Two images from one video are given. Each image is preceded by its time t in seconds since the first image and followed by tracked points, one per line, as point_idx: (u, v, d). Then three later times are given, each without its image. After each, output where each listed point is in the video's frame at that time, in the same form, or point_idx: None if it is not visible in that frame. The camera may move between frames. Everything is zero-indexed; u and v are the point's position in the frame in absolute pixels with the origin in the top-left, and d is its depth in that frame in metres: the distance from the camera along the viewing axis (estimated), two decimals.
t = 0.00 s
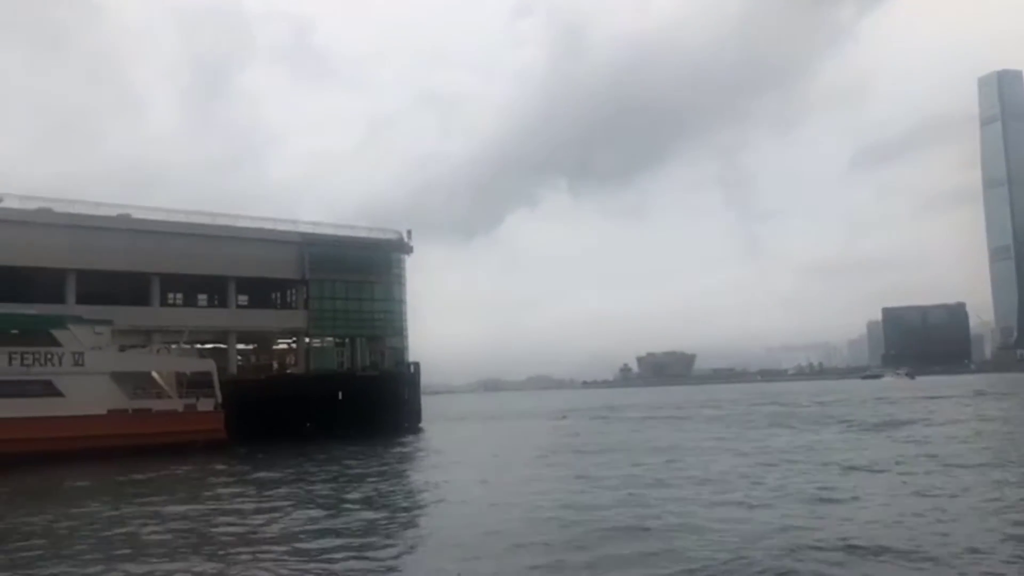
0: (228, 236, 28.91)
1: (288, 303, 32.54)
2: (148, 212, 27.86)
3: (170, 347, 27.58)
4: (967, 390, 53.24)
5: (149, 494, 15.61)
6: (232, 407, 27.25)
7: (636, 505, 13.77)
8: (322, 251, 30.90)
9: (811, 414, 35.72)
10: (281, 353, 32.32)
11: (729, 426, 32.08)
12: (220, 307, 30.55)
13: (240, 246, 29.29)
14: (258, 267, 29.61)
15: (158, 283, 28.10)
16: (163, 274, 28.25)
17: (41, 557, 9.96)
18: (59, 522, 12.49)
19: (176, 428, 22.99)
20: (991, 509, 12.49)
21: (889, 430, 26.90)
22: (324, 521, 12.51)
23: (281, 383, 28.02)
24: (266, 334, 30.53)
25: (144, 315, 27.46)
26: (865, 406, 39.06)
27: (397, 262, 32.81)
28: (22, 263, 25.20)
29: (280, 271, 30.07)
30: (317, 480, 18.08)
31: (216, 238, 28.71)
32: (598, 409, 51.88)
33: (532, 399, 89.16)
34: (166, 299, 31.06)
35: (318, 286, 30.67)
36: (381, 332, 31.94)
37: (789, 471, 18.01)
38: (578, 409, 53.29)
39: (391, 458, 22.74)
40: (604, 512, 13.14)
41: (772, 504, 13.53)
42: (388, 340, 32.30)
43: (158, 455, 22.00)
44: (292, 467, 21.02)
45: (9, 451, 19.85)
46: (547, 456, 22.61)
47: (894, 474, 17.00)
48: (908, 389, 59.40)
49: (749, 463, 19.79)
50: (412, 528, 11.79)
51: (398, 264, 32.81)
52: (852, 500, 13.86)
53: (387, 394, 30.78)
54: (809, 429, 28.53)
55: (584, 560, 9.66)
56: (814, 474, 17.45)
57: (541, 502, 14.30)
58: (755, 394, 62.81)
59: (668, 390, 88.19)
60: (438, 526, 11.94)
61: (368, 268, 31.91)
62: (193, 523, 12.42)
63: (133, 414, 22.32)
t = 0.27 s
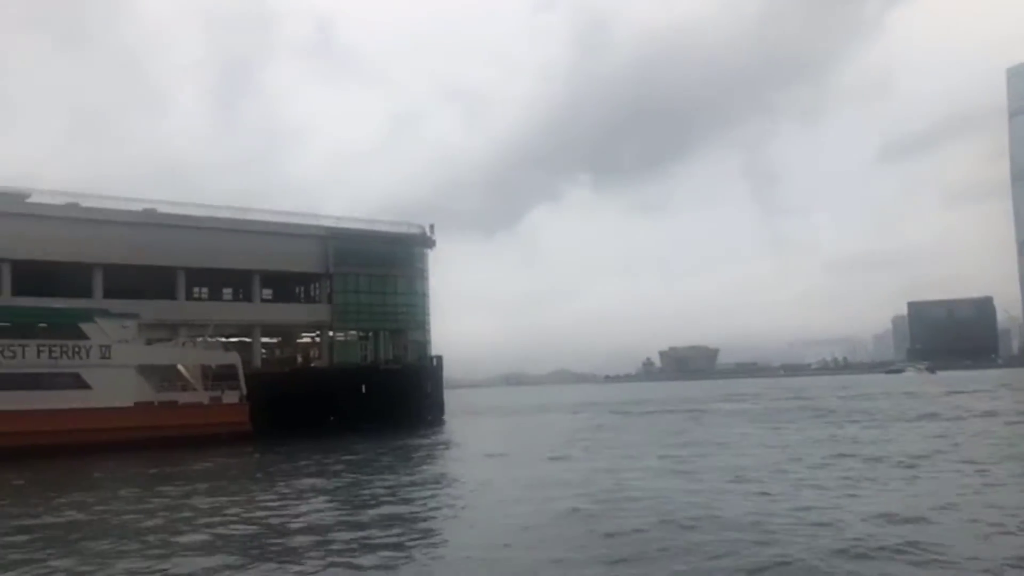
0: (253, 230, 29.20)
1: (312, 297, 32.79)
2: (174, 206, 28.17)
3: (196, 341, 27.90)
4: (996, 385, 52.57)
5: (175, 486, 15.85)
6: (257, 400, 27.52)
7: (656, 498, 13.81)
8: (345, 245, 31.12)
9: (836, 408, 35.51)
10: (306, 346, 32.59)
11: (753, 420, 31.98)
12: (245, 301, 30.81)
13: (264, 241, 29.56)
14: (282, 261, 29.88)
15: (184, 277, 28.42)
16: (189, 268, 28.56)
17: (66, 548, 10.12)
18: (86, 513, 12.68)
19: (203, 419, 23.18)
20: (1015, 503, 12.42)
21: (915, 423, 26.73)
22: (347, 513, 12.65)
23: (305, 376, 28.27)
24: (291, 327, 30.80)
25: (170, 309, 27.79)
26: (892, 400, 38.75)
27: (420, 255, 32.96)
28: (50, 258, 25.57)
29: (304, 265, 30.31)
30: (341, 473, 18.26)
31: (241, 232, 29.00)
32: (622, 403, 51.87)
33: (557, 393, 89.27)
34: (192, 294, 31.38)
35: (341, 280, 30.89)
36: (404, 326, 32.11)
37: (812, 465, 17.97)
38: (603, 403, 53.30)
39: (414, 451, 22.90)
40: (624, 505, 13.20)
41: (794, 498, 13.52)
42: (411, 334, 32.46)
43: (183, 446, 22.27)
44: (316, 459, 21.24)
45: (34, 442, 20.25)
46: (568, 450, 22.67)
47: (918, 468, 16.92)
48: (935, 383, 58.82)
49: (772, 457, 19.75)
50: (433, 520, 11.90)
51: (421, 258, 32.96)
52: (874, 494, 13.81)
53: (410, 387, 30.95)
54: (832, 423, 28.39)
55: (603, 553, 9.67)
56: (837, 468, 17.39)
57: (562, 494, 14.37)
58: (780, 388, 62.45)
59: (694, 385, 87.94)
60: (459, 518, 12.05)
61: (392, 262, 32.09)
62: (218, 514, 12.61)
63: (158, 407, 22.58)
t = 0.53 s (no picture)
0: (278, 227, 29.47)
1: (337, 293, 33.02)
2: (200, 204, 28.48)
3: (222, 337, 28.20)
4: None
5: (201, 480, 16.08)
6: (283, 395, 27.77)
7: (677, 494, 13.83)
8: (370, 241, 31.30)
9: (863, 404, 35.21)
10: (331, 342, 32.82)
11: (779, 416, 31.81)
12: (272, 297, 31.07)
13: (290, 237, 29.83)
14: (307, 257, 30.11)
15: (210, 274, 28.73)
16: (216, 265, 28.88)
17: (95, 542, 10.28)
18: (114, 507, 12.86)
19: (231, 415, 23.52)
20: None
21: (943, 419, 26.46)
22: (371, 508, 12.78)
23: (330, 372, 28.48)
24: (316, 323, 31.06)
25: (197, 305, 28.11)
26: (920, 396, 38.35)
27: (444, 251, 33.08)
28: (79, 255, 25.96)
29: (329, 261, 30.53)
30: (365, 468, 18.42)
31: (266, 229, 29.27)
32: (648, 399, 51.74)
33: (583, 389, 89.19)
34: (218, 290, 31.67)
35: (366, 276, 31.09)
36: (428, 322, 32.25)
37: (836, 461, 17.88)
38: (629, 399, 53.17)
39: (438, 446, 23.03)
40: (645, 500, 13.23)
41: (815, 494, 13.48)
42: (435, 329, 32.58)
43: (211, 441, 22.55)
44: (340, 454, 21.42)
45: (66, 436, 20.62)
46: (592, 445, 22.70)
47: (943, 464, 16.78)
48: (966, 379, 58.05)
49: (796, 453, 19.67)
50: (455, 515, 12.00)
51: (445, 254, 33.08)
52: (897, 490, 13.74)
53: (435, 383, 31.08)
54: (858, 419, 28.20)
55: (626, 549, 9.68)
56: (861, 464, 17.29)
57: (584, 490, 14.42)
58: (807, 384, 62.00)
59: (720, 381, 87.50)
60: (480, 513, 12.14)
61: (415, 258, 32.24)
62: (243, 508, 12.79)
63: (186, 402, 22.91)
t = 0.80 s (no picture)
0: (310, 225, 29.74)
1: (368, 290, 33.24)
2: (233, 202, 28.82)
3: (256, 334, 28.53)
4: None
5: (236, 475, 16.31)
6: (316, 391, 28.04)
7: (706, 490, 13.81)
8: (400, 239, 31.49)
9: (897, 400, 34.82)
10: (363, 339, 33.04)
11: (811, 412, 31.55)
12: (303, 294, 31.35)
13: (321, 235, 30.09)
14: (339, 255, 30.35)
15: (243, 272, 29.06)
16: (249, 262, 29.19)
17: (131, 537, 10.44)
18: (149, 503, 13.04)
19: (264, 411, 23.82)
20: None
21: (979, 416, 26.11)
22: (402, 503, 12.91)
23: (362, 368, 28.70)
24: (348, 320, 31.31)
25: (230, 303, 28.45)
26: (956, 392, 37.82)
27: (474, 248, 33.19)
28: (115, 253, 26.39)
29: (360, 258, 30.75)
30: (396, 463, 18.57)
31: (298, 226, 29.56)
32: (680, 395, 51.52)
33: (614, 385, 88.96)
34: (251, 287, 31.93)
35: (396, 273, 31.30)
36: (459, 318, 32.37)
37: (868, 458, 17.74)
38: (660, 396, 52.96)
39: (468, 442, 23.15)
40: (674, 496, 13.23)
41: (846, 490, 13.40)
42: (466, 326, 32.69)
43: (245, 436, 22.85)
44: (372, 449, 21.61)
45: (101, 432, 21.03)
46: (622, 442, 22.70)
47: (979, 461, 16.59)
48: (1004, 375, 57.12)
49: (828, 449, 19.54)
50: (484, 511, 12.08)
51: (475, 251, 33.19)
52: (930, 487, 13.61)
53: (465, 379, 31.20)
54: (891, 416, 27.94)
55: (656, 544, 9.67)
56: (894, 460, 17.14)
57: (613, 486, 14.45)
58: (841, 381, 61.38)
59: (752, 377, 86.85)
60: (509, 508, 12.21)
61: (446, 254, 32.39)
62: (276, 503, 12.97)
63: (220, 398, 23.23)
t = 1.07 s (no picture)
0: (340, 222, 29.87)
1: (399, 287, 33.24)
2: (265, 200, 29.01)
3: (288, 330, 28.71)
4: None
5: (268, 471, 16.42)
6: (347, 387, 28.18)
7: (739, 487, 13.70)
8: (430, 235, 31.53)
9: (933, 397, 34.33)
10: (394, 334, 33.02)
11: (844, 409, 31.18)
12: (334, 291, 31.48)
13: (352, 232, 30.21)
14: (369, 252, 30.46)
15: (275, 269, 29.26)
16: (281, 259, 29.38)
17: (160, 531, 10.50)
18: (182, 498, 13.15)
19: (296, 407, 23.96)
20: None
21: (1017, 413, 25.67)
22: (433, 500, 12.94)
23: (393, 364, 28.81)
24: (379, 316, 31.43)
25: (263, 299, 28.66)
26: (994, 389, 37.19)
27: (504, 244, 33.15)
28: (150, 250, 26.68)
29: (390, 255, 30.84)
30: (426, 460, 18.60)
31: (329, 224, 29.70)
32: (710, 392, 51.15)
33: (643, 382, 88.48)
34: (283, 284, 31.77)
35: (427, 270, 31.36)
36: (489, 314, 32.36)
37: (903, 455, 17.47)
38: (691, 393, 52.63)
39: (499, 439, 23.14)
40: (706, 493, 13.14)
41: (882, 488, 13.23)
42: (496, 322, 32.66)
43: (277, 432, 23.01)
44: (403, 445, 21.66)
45: (135, 426, 21.33)
46: (653, 439, 22.53)
47: (1019, 459, 16.28)
48: None
49: (863, 447, 19.30)
50: (518, 507, 12.07)
51: (504, 247, 33.15)
52: (968, 485, 13.39)
53: (496, 375, 31.19)
54: (926, 413, 27.55)
55: (685, 542, 9.54)
56: (931, 458, 16.86)
57: (644, 482, 14.37)
58: (875, 378, 60.58)
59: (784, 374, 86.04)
60: (541, 505, 12.19)
61: (475, 251, 32.40)
62: (309, 499, 13.04)
63: (253, 394, 23.40)
